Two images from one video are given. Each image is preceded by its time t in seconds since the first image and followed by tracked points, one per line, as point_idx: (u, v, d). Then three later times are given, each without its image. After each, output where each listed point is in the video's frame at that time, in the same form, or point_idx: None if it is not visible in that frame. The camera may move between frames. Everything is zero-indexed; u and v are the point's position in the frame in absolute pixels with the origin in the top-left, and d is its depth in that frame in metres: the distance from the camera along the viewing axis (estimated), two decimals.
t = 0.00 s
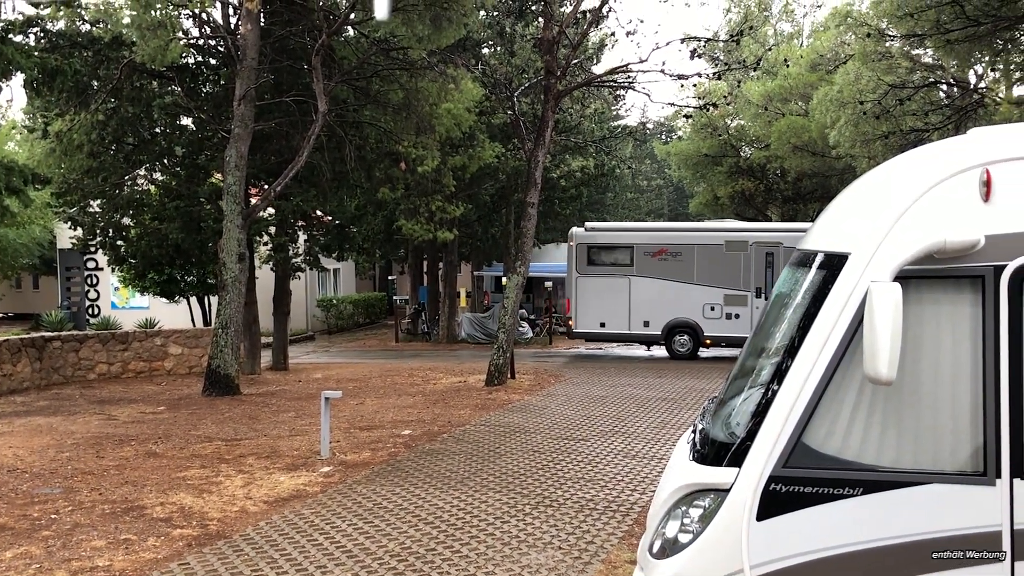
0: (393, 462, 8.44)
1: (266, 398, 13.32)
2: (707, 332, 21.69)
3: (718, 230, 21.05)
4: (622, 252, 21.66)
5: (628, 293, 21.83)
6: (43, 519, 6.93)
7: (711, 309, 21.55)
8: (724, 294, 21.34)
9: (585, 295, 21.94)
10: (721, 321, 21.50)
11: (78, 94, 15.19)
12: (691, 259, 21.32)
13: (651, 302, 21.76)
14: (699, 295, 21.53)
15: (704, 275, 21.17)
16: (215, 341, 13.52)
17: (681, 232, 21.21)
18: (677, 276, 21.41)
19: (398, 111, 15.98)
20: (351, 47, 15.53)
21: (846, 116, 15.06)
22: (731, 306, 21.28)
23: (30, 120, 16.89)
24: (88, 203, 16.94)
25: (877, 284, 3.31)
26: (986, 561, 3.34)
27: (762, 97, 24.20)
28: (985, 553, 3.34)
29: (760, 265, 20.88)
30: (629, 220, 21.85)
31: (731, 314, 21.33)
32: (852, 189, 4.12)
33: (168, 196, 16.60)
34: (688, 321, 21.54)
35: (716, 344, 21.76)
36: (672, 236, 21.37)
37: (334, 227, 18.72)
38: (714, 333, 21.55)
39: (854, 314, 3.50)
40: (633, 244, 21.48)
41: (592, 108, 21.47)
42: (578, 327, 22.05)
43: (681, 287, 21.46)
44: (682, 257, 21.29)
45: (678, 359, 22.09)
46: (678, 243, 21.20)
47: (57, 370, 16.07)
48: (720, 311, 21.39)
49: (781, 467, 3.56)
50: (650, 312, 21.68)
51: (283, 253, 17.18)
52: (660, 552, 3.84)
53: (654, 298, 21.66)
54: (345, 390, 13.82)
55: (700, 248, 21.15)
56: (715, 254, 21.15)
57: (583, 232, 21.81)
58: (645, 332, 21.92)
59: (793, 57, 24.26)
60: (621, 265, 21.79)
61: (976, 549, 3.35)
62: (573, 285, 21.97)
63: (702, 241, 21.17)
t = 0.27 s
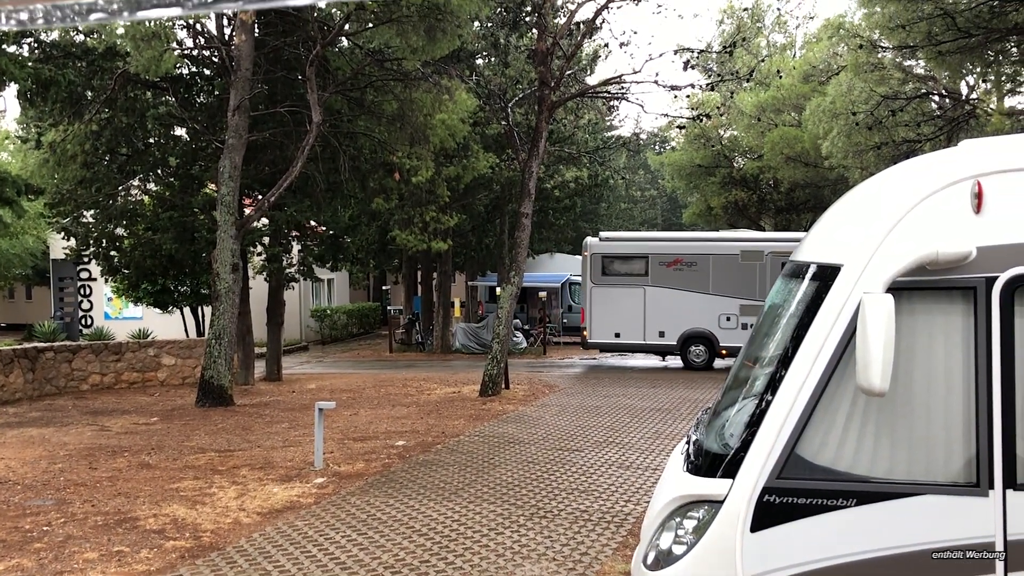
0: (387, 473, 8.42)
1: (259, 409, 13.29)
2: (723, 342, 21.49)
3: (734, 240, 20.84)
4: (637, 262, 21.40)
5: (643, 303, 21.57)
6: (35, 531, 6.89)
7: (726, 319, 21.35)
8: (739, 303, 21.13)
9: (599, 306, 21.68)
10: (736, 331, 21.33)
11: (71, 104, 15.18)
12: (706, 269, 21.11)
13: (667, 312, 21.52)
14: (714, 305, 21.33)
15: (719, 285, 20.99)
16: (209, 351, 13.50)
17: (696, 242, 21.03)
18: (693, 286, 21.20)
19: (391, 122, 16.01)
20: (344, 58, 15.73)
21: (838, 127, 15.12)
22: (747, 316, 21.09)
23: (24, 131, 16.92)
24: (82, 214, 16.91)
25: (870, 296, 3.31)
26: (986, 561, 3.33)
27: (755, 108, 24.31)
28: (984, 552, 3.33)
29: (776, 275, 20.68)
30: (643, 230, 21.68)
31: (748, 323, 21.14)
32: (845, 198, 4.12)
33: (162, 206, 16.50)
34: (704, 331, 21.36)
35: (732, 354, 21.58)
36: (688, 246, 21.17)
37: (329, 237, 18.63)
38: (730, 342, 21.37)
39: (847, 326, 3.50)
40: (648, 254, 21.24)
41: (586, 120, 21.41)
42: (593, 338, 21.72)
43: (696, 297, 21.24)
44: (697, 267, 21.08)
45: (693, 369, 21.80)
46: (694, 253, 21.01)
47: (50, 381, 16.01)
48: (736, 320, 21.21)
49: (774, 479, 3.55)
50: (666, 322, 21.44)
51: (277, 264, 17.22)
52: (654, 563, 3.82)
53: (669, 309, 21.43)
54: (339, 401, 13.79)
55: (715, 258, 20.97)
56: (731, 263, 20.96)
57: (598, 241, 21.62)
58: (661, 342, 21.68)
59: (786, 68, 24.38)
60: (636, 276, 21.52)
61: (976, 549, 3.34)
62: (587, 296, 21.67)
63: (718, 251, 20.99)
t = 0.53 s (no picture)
0: (381, 491, 8.39)
1: (253, 426, 13.23)
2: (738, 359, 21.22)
3: (750, 255, 20.62)
4: (652, 277, 21.28)
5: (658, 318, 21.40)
6: (26, 549, 6.85)
7: (742, 336, 21.09)
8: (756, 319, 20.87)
9: (614, 321, 21.54)
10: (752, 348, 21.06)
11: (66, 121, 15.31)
12: (722, 285, 20.92)
13: (683, 328, 21.30)
14: (730, 321, 21.09)
15: (735, 301, 20.78)
16: (202, 368, 13.47)
17: (712, 257, 20.86)
18: (708, 302, 21.00)
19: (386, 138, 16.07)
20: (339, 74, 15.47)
21: (831, 144, 15.17)
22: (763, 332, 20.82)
23: (18, 147, 16.94)
24: (75, 230, 16.89)
25: (862, 313, 3.32)
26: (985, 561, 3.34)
27: (748, 124, 24.41)
28: (984, 552, 3.34)
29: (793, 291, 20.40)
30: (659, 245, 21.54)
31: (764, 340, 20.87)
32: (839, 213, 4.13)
33: (156, 223, 16.41)
34: (720, 347, 21.13)
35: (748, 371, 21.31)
36: (704, 261, 20.98)
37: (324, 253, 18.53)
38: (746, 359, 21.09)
39: (841, 343, 3.51)
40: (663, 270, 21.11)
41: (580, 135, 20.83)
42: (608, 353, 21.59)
43: (712, 313, 21.03)
44: (713, 282, 20.89)
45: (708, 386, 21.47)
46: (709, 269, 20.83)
47: (42, 398, 15.96)
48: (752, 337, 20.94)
49: (769, 496, 3.54)
50: (681, 338, 21.22)
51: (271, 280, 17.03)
52: None
53: (685, 324, 21.21)
54: (332, 418, 13.74)
55: (731, 274, 20.79)
56: (747, 280, 20.77)
57: (612, 256, 21.44)
58: (676, 359, 21.41)
59: (779, 85, 24.51)
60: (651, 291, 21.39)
61: (976, 549, 3.35)
62: (602, 311, 21.56)
63: (734, 267, 20.78)
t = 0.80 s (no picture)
0: (374, 513, 8.35)
1: (246, 449, 13.16)
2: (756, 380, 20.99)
3: (767, 275, 20.40)
4: (669, 297, 21.07)
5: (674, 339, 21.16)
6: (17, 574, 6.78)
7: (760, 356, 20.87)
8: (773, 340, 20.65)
9: (630, 342, 21.29)
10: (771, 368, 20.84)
11: (60, 142, 15.01)
12: (738, 305, 20.72)
13: (699, 348, 21.07)
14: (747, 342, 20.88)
15: (752, 322, 20.57)
16: (196, 390, 13.46)
17: (728, 278, 20.64)
18: (725, 323, 20.79)
19: (381, 160, 16.13)
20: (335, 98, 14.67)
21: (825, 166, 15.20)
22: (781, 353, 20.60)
23: (13, 169, 16.99)
24: (69, 251, 16.90)
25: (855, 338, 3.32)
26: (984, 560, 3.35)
27: (742, 146, 24.46)
28: (985, 552, 3.35)
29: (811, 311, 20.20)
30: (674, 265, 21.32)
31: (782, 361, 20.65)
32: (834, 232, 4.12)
33: (150, 244, 16.46)
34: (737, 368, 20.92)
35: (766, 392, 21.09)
36: (721, 282, 20.78)
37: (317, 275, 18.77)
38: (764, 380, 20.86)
39: (835, 366, 3.51)
40: (680, 290, 20.90)
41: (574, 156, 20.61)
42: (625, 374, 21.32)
43: (729, 333, 20.82)
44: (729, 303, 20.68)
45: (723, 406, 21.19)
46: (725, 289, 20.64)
47: (35, 420, 16.02)
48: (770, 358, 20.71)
49: (764, 520, 3.53)
50: (699, 359, 20.98)
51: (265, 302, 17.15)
52: None
53: (702, 345, 20.98)
54: (325, 440, 13.67)
55: (748, 294, 20.57)
56: (764, 300, 20.55)
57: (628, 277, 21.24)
58: (692, 380, 21.19)
59: (772, 106, 24.62)
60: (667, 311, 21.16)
61: (976, 549, 3.36)
62: (618, 332, 21.31)
63: (751, 287, 20.56)
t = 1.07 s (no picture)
0: (368, 541, 8.27)
1: (239, 475, 13.08)
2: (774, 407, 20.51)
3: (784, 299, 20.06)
4: (684, 322, 20.79)
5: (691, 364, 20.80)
6: None
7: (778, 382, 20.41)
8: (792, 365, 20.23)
9: (646, 367, 20.95)
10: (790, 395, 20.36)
11: (55, 166, 14.71)
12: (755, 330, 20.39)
13: (716, 374, 20.69)
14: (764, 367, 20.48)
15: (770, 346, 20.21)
16: (189, 416, 13.43)
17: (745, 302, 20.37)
18: (742, 349, 20.43)
19: (377, 185, 16.12)
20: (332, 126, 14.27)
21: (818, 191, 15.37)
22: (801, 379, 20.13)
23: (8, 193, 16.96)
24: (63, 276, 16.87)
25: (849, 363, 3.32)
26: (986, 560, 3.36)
27: (736, 171, 24.53)
28: (986, 552, 3.36)
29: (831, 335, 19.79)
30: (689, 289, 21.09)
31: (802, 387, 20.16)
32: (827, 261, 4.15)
33: (144, 269, 16.53)
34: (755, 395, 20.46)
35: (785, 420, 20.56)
36: (737, 306, 20.51)
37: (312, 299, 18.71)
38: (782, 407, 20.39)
39: (829, 392, 3.52)
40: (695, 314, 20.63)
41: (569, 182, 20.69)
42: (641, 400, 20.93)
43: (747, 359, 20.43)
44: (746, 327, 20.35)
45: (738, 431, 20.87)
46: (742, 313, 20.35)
47: (26, 446, 15.95)
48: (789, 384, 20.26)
49: (759, 547, 3.52)
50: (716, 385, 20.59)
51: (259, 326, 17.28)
52: None
53: (718, 371, 20.61)
54: (320, 467, 13.59)
55: (765, 318, 20.23)
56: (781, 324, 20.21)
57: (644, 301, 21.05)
58: (709, 406, 20.79)
59: (766, 132, 24.74)
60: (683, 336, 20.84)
61: (977, 548, 3.38)
62: (633, 357, 20.98)
63: (768, 311, 20.24)
